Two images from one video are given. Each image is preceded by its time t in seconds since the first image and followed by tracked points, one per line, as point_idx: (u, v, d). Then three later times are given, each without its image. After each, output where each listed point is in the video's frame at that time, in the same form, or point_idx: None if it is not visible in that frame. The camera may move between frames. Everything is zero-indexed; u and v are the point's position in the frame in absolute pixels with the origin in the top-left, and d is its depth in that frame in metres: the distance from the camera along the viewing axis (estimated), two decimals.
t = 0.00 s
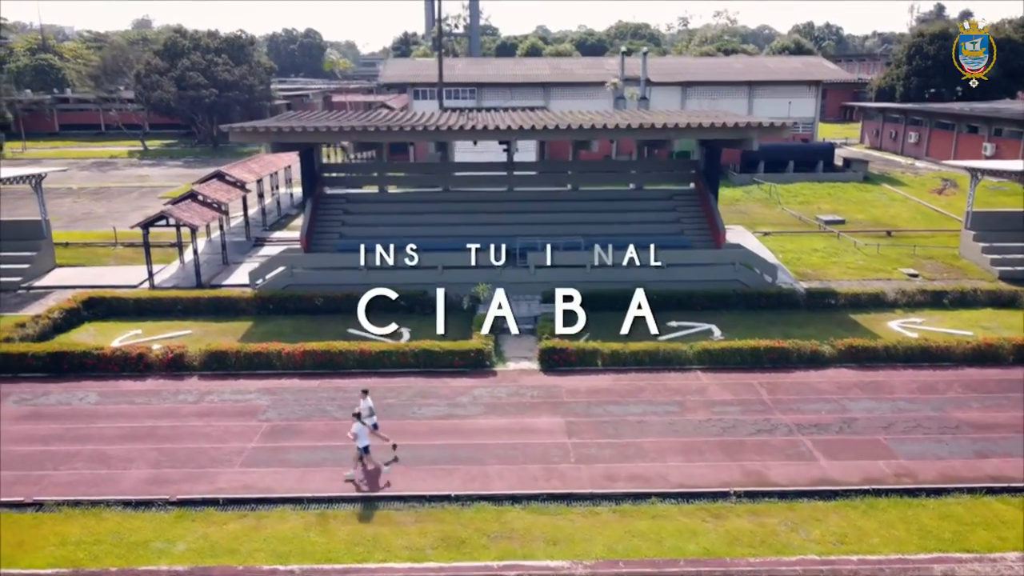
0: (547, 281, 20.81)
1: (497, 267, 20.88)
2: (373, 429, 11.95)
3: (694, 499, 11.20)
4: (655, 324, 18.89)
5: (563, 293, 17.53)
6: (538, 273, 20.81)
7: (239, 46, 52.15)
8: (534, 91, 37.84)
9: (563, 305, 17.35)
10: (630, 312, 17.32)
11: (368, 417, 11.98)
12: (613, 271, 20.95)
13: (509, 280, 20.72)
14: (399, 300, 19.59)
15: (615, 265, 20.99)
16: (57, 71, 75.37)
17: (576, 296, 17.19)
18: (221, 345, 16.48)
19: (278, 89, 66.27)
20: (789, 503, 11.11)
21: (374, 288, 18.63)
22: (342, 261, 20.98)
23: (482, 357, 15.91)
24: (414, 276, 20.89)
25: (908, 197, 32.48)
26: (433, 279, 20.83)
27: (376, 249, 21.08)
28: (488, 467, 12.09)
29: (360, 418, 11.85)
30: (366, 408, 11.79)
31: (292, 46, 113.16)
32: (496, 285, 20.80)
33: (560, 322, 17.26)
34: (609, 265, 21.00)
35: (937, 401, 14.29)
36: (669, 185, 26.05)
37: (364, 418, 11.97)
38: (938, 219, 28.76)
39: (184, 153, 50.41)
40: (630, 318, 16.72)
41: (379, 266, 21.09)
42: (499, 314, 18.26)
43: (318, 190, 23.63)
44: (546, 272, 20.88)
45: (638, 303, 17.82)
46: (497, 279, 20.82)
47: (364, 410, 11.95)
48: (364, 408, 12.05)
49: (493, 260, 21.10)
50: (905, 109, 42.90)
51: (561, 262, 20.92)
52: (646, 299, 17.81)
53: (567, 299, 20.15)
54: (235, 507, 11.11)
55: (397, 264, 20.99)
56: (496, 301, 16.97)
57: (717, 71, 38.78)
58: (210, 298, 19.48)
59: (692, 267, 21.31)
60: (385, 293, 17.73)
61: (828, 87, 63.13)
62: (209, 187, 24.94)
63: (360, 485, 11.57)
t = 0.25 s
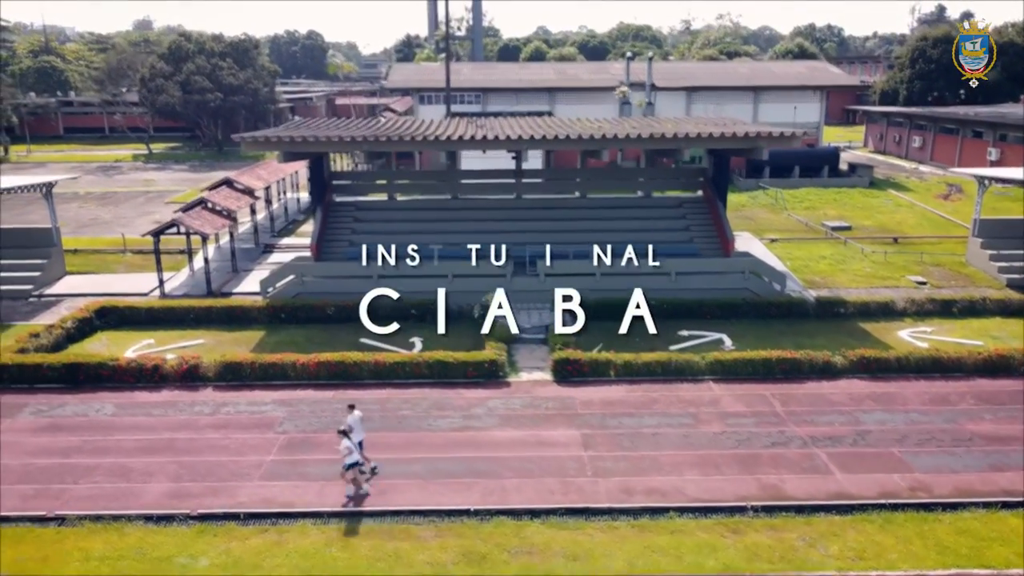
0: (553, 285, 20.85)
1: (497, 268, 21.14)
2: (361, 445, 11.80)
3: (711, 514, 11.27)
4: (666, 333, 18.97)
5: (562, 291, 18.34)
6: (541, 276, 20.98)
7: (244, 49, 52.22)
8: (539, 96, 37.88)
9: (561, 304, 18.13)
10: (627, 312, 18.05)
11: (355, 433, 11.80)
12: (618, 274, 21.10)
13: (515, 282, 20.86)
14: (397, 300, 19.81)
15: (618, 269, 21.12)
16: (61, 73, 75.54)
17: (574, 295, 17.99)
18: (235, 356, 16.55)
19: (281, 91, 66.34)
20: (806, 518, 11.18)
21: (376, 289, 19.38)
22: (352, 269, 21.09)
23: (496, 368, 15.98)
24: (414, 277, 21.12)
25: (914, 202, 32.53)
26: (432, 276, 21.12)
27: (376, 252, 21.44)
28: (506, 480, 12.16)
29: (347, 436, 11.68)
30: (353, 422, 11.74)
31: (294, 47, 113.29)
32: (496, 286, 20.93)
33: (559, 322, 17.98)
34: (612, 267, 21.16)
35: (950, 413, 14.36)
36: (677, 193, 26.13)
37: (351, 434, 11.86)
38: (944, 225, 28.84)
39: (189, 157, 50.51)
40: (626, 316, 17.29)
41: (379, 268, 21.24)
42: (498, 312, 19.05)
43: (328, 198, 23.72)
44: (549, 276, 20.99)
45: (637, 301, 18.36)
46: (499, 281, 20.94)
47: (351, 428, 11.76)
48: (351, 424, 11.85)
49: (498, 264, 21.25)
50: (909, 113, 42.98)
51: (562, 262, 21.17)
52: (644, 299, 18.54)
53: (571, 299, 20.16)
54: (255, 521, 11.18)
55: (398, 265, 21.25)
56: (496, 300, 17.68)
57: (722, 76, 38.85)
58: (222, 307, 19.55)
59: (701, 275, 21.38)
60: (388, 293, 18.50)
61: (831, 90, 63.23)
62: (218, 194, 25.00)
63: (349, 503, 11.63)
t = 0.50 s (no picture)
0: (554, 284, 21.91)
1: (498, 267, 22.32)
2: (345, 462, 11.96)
3: (730, 531, 11.37)
4: (677, 344, 19.03)
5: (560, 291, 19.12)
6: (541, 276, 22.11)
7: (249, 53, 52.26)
8: (546, 102, 37.95)
9: (561, 304, 18.86)
10: (626, 313, 18.68)
11: (340, 451, 11.97)
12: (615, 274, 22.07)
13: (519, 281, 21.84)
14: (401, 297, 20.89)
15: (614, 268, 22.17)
16: (64, 76, 75.57)
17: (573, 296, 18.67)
18: (251, 368, 16.63)
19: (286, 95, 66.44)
20: (824, 535, 11.26)
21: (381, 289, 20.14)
22: (364, 278, 21.20)
23: (511, 381, 16.05)
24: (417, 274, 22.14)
25: (920, 209, 32.60)
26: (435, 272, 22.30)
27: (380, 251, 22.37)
28: (525, 497, 12.26)
29: (331, 453, 11.86)
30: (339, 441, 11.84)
31: (296, 49, 113.37)
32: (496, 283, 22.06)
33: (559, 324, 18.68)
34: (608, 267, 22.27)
35: (963, 427, 14.44)
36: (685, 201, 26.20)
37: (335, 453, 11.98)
38: (951, 233, 28.95)
39: (194, 161, 50.63)
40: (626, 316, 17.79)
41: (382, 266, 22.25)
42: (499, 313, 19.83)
43: (338, 207, 23.80)
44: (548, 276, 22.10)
45: (637, 302, 18.86)
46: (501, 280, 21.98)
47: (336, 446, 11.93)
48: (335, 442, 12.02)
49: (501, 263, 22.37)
50: (914, 119, 43.11)
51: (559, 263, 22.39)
52: (643, 299, 18.86)
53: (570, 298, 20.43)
54: (279, 539, 11.28)
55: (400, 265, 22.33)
56: (496, 300, 18.32)
57: (728, 82, 38.95)
58: (236, 318, 19.64)
59: (712, 285, 21.43)
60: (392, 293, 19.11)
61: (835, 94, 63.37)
62: (229, 203, 25.09)
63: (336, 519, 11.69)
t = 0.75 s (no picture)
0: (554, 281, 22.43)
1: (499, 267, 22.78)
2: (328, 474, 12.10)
3: (746, 546, 11.45)
4: (687, 354, 19.09)
5: (560, 292, 19.80)
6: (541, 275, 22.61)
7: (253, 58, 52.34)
8: (551, 108, 38.00)
9: (560, 303, 19.54)
10: (624, 311, 19.31)
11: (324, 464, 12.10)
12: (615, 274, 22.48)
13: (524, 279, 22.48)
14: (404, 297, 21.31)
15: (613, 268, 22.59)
16: (66, 78, 75.66)
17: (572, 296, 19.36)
18: (264, 380, 16.70)
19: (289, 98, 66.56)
20: (839, 550, 11.35)
21: (379, 288, 20.33)
22: (375, 288, 21.30)
23: (523, 393, 16.12)
24: (419, 275, 22.52)
25: (925, 215, 32.66)
26: (436, 272, 22.67)
27: (382, 251, 22.74)
28: (541, 511, 12.34)
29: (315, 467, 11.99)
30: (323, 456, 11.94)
31: (298, 51, 113.50)
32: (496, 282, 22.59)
33: (558, 321, 19.48)
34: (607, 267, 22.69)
35: (974, 440, 14.52)
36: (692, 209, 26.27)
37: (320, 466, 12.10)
38: (956, 240, 29.06)
39: (198, 165, 50.73)
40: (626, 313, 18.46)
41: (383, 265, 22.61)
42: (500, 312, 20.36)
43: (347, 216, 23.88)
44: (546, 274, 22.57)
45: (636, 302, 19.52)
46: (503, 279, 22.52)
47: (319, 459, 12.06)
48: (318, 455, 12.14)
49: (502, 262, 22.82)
50: (918, 124, 43.21)
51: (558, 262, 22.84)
52: (640, 299, 19.52)
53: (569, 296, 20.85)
54: (298, 554, 11.35)
55: (401, 265, 22.80)
56: (497, 301, 18.88)
57: (733, 88, 39.06)
58: (247, 328, 19.72)
59: (721, 294, 21.49)
60: (396, 292, 19.58)
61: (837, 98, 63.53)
62: (239, 211, 25.17)
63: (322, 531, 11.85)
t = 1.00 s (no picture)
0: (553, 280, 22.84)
1: (499, 267, 23.14)
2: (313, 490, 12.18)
3: (765, 563, 11.52)
4: (698, 365, 19.16)
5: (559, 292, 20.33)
6: (540, 275, 23.02)
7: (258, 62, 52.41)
8: (557, 114, 38.08)
9: (560, 303, 20.18)
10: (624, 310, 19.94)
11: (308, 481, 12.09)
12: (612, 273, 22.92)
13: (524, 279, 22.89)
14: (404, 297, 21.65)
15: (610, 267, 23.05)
16: (70, 81, 75.82)
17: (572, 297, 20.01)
18: (279, 392, 16.77)
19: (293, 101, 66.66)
20: (858, 567, 11.42)
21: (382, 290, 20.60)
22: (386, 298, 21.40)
23: (538, 406, 16.20)
24: (419, 277, 22.87)
25: (931, 222, 32.74)
26: (435, 273, 23.01)
27: (383, 252, 23.17)
28: (560, 527, 12.42)
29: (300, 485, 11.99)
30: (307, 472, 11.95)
31: (300, 53, 113.53)
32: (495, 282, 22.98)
33: (558, 321, 20.25)
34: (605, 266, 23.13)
35: (987, 454, 14.60)
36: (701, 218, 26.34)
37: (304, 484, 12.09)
38: (963, 247, 29.17)
39: (203, 169, 50.81)
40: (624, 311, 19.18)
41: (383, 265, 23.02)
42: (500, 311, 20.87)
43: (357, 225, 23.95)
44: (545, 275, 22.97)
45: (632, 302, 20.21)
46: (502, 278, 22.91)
47: (304, 475, 12.06)
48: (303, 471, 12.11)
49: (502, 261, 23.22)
50: (922, 129, 43.32)
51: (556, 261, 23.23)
52: (637, 298, 20.25)
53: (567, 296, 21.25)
54: (320, 571, 11.43)
55: (402, 265, 23.19)
56: (497, 299, 19.67)
57: (738, 94, 39.15)
58: (260, 338, 19.80)
59: (730, 305, 21.56)
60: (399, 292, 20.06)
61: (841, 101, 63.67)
62: (249, 220, 25.25)
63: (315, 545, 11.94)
